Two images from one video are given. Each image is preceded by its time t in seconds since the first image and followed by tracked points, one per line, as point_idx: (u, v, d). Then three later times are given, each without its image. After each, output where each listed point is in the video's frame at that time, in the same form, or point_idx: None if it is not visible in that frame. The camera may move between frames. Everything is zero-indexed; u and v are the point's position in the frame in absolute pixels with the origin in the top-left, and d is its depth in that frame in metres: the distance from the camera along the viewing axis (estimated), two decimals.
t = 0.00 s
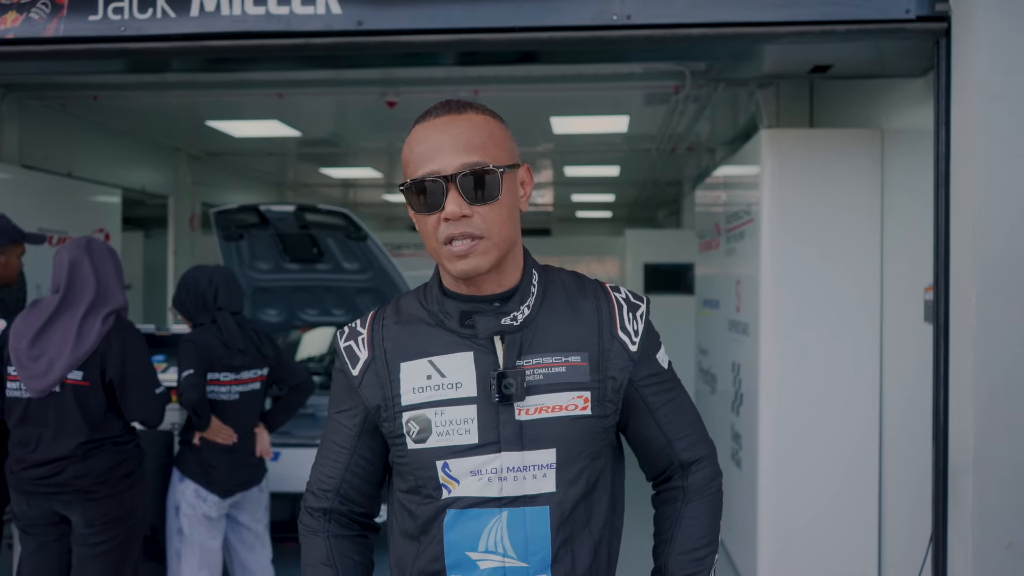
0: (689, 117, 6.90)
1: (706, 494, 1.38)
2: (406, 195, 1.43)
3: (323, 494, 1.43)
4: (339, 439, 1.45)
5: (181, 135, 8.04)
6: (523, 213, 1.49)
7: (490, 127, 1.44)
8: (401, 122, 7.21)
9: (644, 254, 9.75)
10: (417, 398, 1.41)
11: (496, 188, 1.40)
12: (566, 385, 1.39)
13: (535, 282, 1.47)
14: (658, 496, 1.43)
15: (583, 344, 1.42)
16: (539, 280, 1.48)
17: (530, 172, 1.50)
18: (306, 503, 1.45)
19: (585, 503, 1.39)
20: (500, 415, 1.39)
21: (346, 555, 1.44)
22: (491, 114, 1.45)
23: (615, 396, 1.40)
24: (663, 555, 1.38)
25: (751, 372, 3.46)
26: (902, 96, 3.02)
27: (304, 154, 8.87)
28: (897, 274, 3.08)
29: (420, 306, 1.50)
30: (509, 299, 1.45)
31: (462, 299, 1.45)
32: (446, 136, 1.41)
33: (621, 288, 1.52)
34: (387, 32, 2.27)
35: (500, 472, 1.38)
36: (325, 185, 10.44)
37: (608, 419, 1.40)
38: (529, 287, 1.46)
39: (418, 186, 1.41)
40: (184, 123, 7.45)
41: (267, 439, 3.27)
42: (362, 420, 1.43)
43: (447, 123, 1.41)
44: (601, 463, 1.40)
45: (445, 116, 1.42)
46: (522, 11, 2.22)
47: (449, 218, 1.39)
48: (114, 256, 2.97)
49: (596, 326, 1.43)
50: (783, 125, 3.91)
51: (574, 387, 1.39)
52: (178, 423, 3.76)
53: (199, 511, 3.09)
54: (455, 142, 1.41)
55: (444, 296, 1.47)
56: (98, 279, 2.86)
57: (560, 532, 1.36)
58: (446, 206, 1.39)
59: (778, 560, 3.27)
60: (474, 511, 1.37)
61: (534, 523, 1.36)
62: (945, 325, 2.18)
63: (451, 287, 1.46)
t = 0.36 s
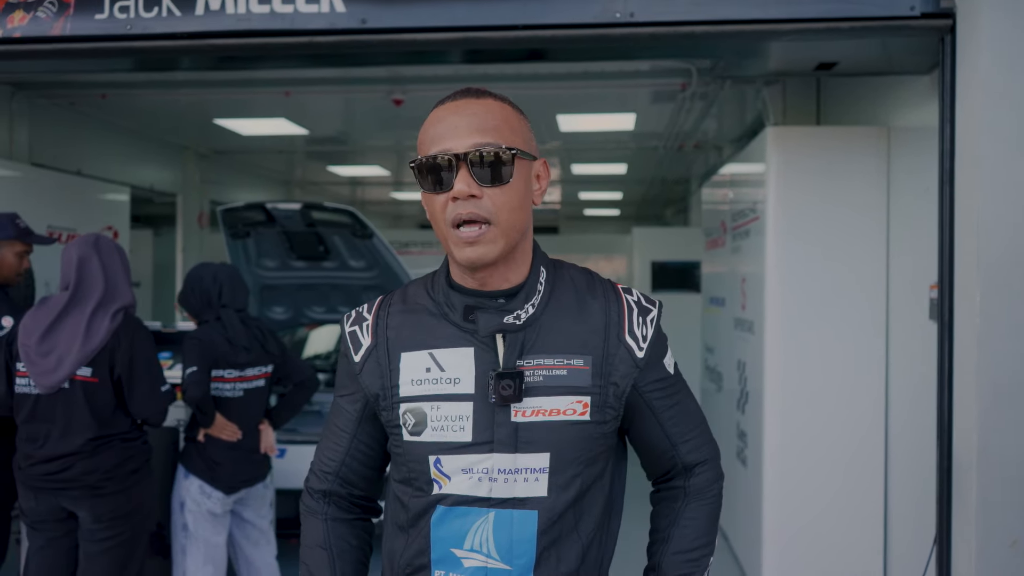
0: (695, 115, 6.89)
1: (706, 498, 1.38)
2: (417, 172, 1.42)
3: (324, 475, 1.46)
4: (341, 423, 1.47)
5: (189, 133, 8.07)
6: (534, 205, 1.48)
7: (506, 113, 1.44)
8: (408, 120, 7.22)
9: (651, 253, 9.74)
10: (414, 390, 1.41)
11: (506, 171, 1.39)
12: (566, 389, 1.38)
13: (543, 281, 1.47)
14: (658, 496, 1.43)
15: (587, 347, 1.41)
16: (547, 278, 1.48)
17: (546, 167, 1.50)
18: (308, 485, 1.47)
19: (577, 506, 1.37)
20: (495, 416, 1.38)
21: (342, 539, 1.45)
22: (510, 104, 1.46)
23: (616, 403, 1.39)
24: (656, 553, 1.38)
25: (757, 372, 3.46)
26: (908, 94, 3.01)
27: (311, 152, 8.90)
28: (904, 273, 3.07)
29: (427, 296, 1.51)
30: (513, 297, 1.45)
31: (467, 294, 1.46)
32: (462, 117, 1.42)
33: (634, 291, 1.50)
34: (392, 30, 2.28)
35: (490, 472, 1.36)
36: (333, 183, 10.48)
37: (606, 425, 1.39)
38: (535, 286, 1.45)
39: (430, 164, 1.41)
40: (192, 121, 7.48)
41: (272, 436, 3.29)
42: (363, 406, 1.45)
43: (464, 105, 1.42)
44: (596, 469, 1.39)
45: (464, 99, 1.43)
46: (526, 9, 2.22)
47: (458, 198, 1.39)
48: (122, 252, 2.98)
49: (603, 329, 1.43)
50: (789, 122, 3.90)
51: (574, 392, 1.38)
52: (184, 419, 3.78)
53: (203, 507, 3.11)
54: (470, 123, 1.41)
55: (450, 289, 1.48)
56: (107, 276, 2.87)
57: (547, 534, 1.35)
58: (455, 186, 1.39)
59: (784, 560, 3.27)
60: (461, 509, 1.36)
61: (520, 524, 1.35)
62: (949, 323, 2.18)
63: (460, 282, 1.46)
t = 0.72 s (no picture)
0: (700, 113, 6.88)
1: (690, 484, 1.34)
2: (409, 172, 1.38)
3: (300, 467, 1.39)
4: (319, 414, 1.41)
5: (195, 131, 8.10)
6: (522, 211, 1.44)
7: (503, 118, 1.40)
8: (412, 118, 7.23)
9: (656, 251, 9.73)
10: (393, 384, 1.36)
11: (501, 175, 1.35)
12: (544, 391, 1.33)
13: (525, 280, 1.41)
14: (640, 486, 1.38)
15: (568, 349, 1.35)
16: (532, 278, 1.42)
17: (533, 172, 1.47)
18: (283, 475, 1.41)
19: (551, 502, 1.32)
20: (472, 413, 1.33)
21: (315, 533, 1.39)
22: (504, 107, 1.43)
23: (593, 406, 1.34)
24: (640, 539, 1.33)
25: (760, 369, 3.45)
26: (912, 92, 3.01)
27: (317, 150, 8.93)
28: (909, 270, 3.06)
29: (411, 291, 1.45)
30: (497, 296, 1.39)
31: (452, 291, 1.40)
32: (458, 117, 1.37)
33: (616, 298, 1.44)
34: (394, 27, 2.28)
35: (465, 468, 1.32)
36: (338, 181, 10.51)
37: (583, 427, 1.34)
38: (518, 287, 1.39)
39: (422, 164, 1.36)
40: (197, 119, 7.51)
41: (273, 433, 3.29)
42: (342, 398, 1.39)
43: (461, 105, 1.37)
44: (571, 468, 1.34)
45: (459, 99, 1.39)
46: (527, 6, 2.22)
47: (452, 198, 1.34)
48: (123, 248, 3.00)
49: (584, 332, 1.36)
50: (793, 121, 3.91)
51: (552, 393, 1.33)
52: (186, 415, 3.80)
53: (205, 503, 3.12)
54: (466, 123, 1.36)
55: (434, 284, 1.42)
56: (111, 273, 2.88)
57: (518, 530, 1.30)
58: (450, 186, 1.34)
59: (787, 558, 3.26)
60: (433, 503, 1.32)
61: (491, 521, 1.30)
62: (951, 321, 2.17)
63: (443, 275, 1.41)
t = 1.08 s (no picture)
0: (707, 112, 6.86)
1: (660, 478, 1.30)
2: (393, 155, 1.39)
3: (269, 470, 1.37)
4: (289, 416, 1.39)
5: (203, 132, 8.13)
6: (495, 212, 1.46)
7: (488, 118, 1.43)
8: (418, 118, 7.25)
9: (663, 251, 9.71)
10: (363, 379, 1.35)
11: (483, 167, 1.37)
12: (510, 382, 1.33)
13: (494, 280, 1.42)
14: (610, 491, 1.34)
15: (532, 343, 1.36)
16: (500, 278, 1.43)
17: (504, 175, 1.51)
18: (252, 481, 1.39)
19: (521, 493, 1.32)
20: (443, 403, 1.32)
21: (287, 536, 1.37)
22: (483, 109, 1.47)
23: (560, 397, 1.34)
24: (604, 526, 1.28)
25: (766, 368, 3.45)
26: (918, 91, 3.00)
27: (323, 150, 8.96)
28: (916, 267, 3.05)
29: (380, 291, 1.45)
30: (465, 292, 1.40)
31: (421, 288, 1.41)
32: (443, 111, 1.40)
33: (577, 299, 1.46)
34: (398, 28, 2.29)
35: (437, 459, 1.31)
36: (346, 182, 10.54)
37: (550, 419, 1.34)
38: (486, 284, 1.41)
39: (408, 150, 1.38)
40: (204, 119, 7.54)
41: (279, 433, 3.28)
42: (312, 399, 1.38)
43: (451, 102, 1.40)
44: (541, 460, 1.34)
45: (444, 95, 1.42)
46: (530, 7, 2.23)
47: (433, 182, 1.36)
48: (136, 250, 3.01)
49: (548, 329, 1.37)
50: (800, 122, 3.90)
51: (518, 384, 1.33)
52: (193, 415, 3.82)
53: (211, 502, 3.14)
54: (451, 117, 1.39)
55: (404, 283, 1.43)
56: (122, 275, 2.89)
57: (491, 519, 1.30)
58: (433, 171, 1.36)
59: (794, 558, 3.25)
60: (407, 496, 1.30)
61: (466, 511, 1.29)
62: (957, 320, 2.16)
63: (417, 266, 1.42)
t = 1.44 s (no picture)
0: (719, 114, 6.84)
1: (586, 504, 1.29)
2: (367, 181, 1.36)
3: (255, 475, 1.41)
4: (273, 422, 1.43)
5: (215, 132, 8.18)
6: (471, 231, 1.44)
7: (464, 143, 1.39)
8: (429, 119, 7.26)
9: (674, 253, 9.67)
10: (341, 383, 1.36)
11: (456, 199, 1.34)
12: (481, 385, 1.33)
13: (470, 287, 1.42)
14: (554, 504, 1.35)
15: (505, 348, 1.36)
16: (475, 286, 1.44)
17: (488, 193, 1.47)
18: (238, 484, 1.42)
19: (495, 491, 1.33)
20: (414, 405, 1.32)
21: (271, 538, 1.40)
22: (468, 129, 1.42)
23: (531, 401, 1.34)
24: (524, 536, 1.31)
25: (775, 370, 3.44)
26: (929, 94, 2.98)
27: (335, 150, 8.99)
28: (926, 270, 3.03)
29: (359, 299, 1.46)
30: (440, 299, 1.39)
31: (396, 295, 1.40)
32: (422, 136, 1.36)
33: (554, 308, 1.46)
34: (406, 30, 2.30)
35: (411, 459, 1.30)
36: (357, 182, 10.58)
37: (521, 422, 1.34)
38: (462, 291, 1.41)
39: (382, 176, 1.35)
40: (216, 120, 7.58)
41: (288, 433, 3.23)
42: (295, 405, 1.41)
43: (429, 128, 1.36)
44: (512, 463, 1.34)
45: (426, 118, 1.37)
46: (537, 9, 2.23)
47: (405, 214, 1.33)
48: (149, 256, 3.03)
49: (521, 334, 1.38)
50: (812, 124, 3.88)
51: (489, 387, 1.33)
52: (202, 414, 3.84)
53: (218, 500, 3.15)
54: (430, 144, 1.35)
55: (382, 291, 1.43)
56: (136, 281, 2.91)
57: (466, 516, 1.30)
58: (404, 202, 1.33)
59: (801, 559, 3.25)
60: (384, 494, 1.30)
61: (442, 506, 1.29)
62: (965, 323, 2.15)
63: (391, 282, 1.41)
